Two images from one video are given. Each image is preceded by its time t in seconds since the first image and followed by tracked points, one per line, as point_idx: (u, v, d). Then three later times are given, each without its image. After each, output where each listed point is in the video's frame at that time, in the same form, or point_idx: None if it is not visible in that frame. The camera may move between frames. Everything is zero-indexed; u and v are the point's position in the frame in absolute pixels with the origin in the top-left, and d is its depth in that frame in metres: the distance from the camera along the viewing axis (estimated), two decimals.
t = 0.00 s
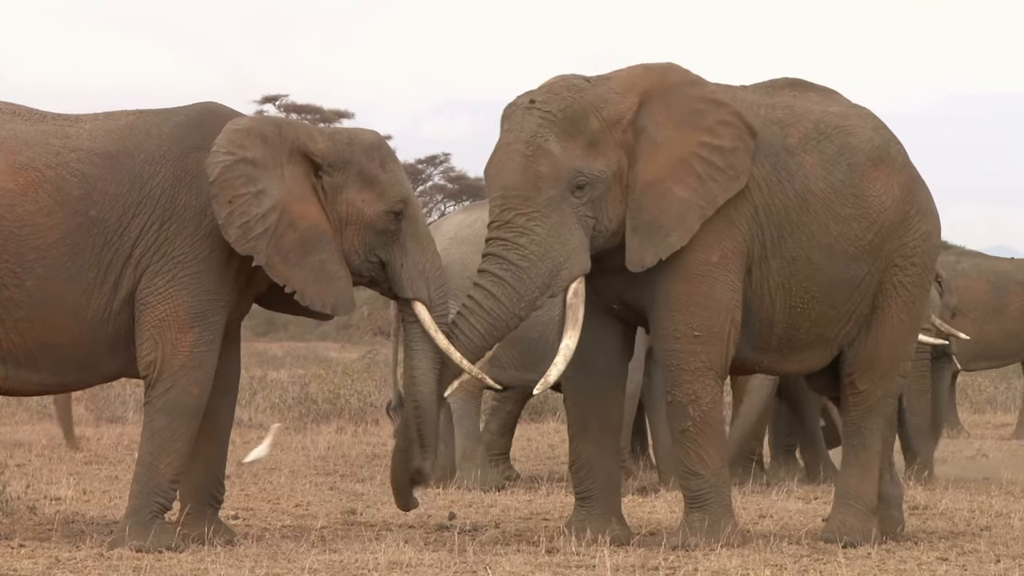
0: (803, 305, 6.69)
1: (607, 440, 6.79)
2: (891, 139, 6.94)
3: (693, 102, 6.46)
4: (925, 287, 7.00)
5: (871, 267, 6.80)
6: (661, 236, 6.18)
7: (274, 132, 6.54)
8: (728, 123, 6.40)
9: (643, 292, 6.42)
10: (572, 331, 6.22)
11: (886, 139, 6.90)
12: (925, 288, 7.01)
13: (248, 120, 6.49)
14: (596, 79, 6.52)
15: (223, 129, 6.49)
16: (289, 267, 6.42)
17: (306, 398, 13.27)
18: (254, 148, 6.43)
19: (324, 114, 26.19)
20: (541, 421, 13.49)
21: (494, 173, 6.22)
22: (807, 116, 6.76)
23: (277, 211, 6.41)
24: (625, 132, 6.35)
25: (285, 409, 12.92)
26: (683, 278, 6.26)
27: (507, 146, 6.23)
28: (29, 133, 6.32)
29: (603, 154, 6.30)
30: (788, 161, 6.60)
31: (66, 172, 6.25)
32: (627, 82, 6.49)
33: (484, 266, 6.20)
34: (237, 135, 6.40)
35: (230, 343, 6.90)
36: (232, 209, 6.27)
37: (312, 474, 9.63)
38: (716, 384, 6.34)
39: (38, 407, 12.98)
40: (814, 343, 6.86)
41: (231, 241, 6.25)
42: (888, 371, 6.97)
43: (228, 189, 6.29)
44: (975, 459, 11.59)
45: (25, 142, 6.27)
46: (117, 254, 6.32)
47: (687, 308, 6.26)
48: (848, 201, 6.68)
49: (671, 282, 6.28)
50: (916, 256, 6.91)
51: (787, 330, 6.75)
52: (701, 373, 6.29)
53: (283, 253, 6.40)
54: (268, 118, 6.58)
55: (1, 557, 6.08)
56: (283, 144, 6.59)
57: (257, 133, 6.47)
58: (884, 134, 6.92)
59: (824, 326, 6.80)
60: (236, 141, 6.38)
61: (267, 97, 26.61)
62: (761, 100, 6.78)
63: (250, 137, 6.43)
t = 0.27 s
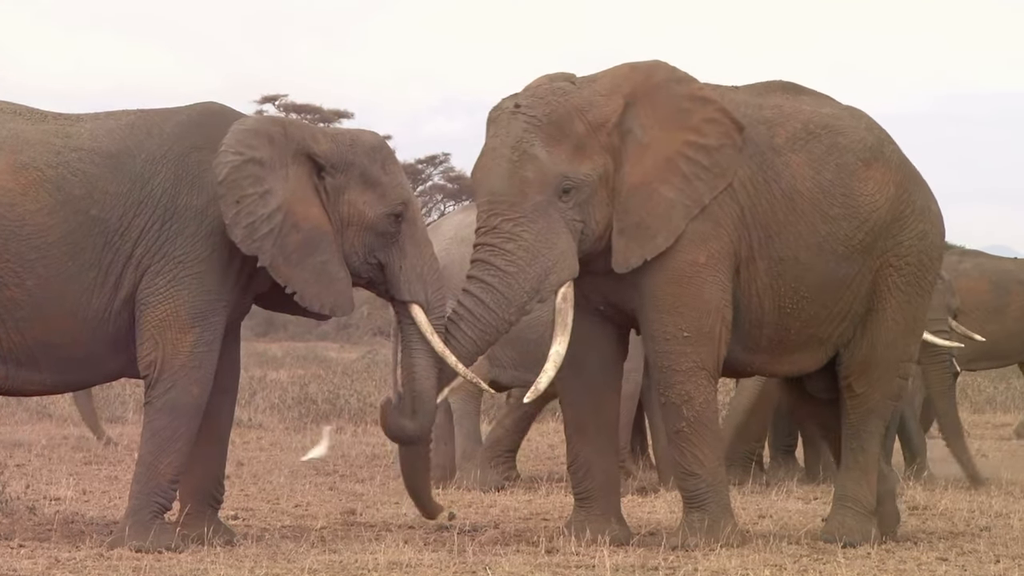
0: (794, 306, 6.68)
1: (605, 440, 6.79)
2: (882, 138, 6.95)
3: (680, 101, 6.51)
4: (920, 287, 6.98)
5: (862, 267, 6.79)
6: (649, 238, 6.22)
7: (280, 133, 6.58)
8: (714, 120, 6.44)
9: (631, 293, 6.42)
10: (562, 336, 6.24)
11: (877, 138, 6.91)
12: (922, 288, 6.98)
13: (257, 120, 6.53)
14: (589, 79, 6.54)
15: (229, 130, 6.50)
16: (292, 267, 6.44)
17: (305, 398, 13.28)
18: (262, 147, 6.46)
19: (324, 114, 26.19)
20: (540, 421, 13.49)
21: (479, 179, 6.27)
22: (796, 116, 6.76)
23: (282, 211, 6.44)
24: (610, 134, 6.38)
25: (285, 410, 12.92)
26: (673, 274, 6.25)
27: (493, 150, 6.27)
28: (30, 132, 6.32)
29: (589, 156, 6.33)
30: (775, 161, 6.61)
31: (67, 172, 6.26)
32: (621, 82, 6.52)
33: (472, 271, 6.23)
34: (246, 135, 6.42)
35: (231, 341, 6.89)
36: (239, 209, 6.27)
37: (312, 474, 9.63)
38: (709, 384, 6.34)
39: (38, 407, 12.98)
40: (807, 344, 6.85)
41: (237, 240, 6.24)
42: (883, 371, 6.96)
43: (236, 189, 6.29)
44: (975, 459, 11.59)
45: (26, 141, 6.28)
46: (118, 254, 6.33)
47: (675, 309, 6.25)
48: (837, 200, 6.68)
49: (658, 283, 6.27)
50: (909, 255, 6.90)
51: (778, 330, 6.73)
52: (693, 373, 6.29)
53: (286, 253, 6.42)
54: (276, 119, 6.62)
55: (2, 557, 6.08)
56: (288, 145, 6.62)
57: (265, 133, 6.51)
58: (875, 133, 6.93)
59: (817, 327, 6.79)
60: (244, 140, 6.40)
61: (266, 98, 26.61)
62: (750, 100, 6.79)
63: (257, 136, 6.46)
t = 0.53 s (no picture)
0: (792, 301, 6.68)
1: (602, 440, 6.79)
2: (877, 134, 6.98)
3: (665, 97, 6.52)
4: (918, 284, 6.98)
5: (859, 260, 6.79)
6: (638, 233, 6.21)
7: (287, 127, 6.57)
8: (700, 117, 6.47)
9: (625, 292, 6.42)
10: (547, 334, 6.26)
11: (872, 134, 6.94)
12: (920, 284, 6.98)
13: (265, 114, 6.52)
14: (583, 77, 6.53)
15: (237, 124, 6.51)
16: (300, 262, 6.42)
17: (304, 397, 13.27)
18: (271, 141, 6.47)
19: (324, 113, 26.19)
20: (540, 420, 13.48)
21: (464, 179, 6.27)
22: (789, 112, 6.80)
23: (291, 205, 6.42)
24: (595, 132, 6.39)
25: (285, 409, 12.91)
26: (665, 276, 6.25)
27: (478, 150, 6.26)
28: (31, 132, 6.31)
29: (574, 154, 6.34)
30: (770, 153, 6.63)
31: (68, 170, 6.25)
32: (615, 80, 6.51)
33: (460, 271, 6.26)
34: (255, 128, 6.44)
35: (231, 339, 6.88)
36: (252, 202, 6.28)
37: (312, 473, 9.62)
38: (706, 381, 6.34)
39: (37, 406, 12.97)
40: (804, 341, 6.85)
41: (249, 232, 6.24)
42: (882, 368, 6.95)
43: (247, 181, 6.30)
44: (975, 458, 11.58)
45: (27, 141, 6.27)
46: (119, 253, 6.33)
47: (670, 307, 6.24)
48: (833, 193, 6.70)
49: (652, 282, 6.26)
50: (906, 251, 6.90)
51: (776, 325, 6.72)
52: (689, 371, 6.29)
53: (293, 248, 6.39)
54: (284, 115, 6.60)
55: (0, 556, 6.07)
56: (294, 140, 6.61)
57: (274, 128, 6.51)
58: (870, 129, 6.96)
59: (814, 322, 6.79)
60: (253, 134, 6.42)
61: (266, 97, 26.60)
62: (744, 98, 6.83)
63: (266, 131, 6.47)
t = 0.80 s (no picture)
0: (789, 304, 6.68)
1: (601, 440, 6.79)
2: (878, 138, 6.98)
3: (656, 99, 6.54)
4: (916, 288, 6.97)
5: (857, 264, 6.79)
6: (624, 236, 6.22)
7: (296, 128, 6.58)
8: (691, 121, 6.50)
9: (622, 293, 6.42)
10: (522, 335, 6.26)
11: (872, 138, 6.94)
12: (919, 287, 6.96)
13: (274, 115, 6.53)
14: (580, 78, 6.53)
15: (248, 124, 6.53)
16: (306, 263, 6.47)
17: (305, 397, 13.28)
18: (282, 143, 6.48)
19: (324, 113, 26.19)
20: (541, 420, 13.48)
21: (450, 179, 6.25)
22: (790, 114, 6.79)
23: (299, 207, 6.46)
24: (583, 133, 6.38)
25: (285, 409, 12.92)
26: (663, 280, 6.25)
27: (464, 148, 6.25)
28: (33, 132, 6.31)
29: (559, 156, 6.33)
30: (769, 158, 6.63)
31: (70, 171, 6.25)
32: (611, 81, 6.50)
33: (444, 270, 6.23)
34: (267, 130, 6.45)
35: (233, 338, 6.88)
36: (262, 204, 6.30)
37: (312, 473, 9.62)
38: (704, 382, 6.34)
39: (38, 407, 12.97)
40: (802, 343, 6.84)
41: (258, 234, 6.28)
42: (880, 370, 6.93)
43: (259, 183, 6.32)
44: (975, 459, 11.58)
45: (29, 141, 6.26)
46: (121, 253, 6.33)
47: (666, 311, 6.25)
48: (831, 197, 6.71)
49: (650, 285, 6.26)
50: (905, 255, 6.90)
51: (773, 328, 6.73)
52: (686, 373, 6.29)
53: (300, 251, 6.44)
54: (291, 117, 6.61)
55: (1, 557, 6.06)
56: (303, 141, 6.63)
57: (283, 129, 6.52)
58: (871, 133, 6.96)
59: (812, 325, 6.79)
60: (265, 136, 6.43)
61: (266, 98, 26.60)
62: (744, 99, 6.81)
63: (277, 132, 6.49)
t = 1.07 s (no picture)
0: (788, 302, 6.68)
1: (600, 440, 6.78)
2: (872, 136, 6.99)
3: (661, 108, 6.46)
4: (914, 286, 6.98)
5: (855, 263, 6.80)
6: (620, 245, 6.21)
7: (301, 125, 6.58)
8: (696, 130, 6.40)
9: (621, 295, 6.42)
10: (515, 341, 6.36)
11: (867, 136, 6.95)
12: (916, 285, 6.98)
13: (280, 112, 6.54)
14: (584, 86, 6.51)
15: (255, 121, 6.51)
16: (313, 257, 6.46)
17: (304, 398, 13.28)
18: (289, 138, 6.48)
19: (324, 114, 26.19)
20: (540, 420, 13.48)
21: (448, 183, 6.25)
22: (785, 114, 6.81)
23: (306, 203, 6.45)
24: (582, 141, 6.37)
25: (284, 409, 12.92)
26: (663, 280, 6.24)
27: (463, 152, 6.23)
28: (33, 132, 6.31)
29: (557, 164, 6.33)
30: (766, 157, 6.63)
31: (71, 171, 6.25)
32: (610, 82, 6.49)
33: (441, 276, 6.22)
34: (276, 125, 6.46)
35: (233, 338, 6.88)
36: (273, 198, 6.31)
37: (312, 473, 9.62)
38: (704, 383, 6.35)
39: (38, 407, 12.98)
40: (801, 342, 6.85)
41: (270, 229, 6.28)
42: (879, 369, 6.95)
43: (271, 177, 6.33)
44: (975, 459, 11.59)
45: (29, 141, 6.26)
46: (122, 253, 6.33)
47: (667, 312, 6.24)
48: (829, 195, 6.71)
49: (651, 286, 6.25)
50: (902, 253, 6.91)
51: (772, 327, 6.73)
52: (687, 374, 6.29)
53: (308, 245, 6.44)
54: (297, 114, 6.61)
55: None
56: (307, 137, 6.61)
57: (290, 125, 6.53)
58: (866, 131, 6.98)
59: (811, 324, 6.79)
60: (274, 130, 6.44)
61: (265, 98, 26.60)
62: (739, 99, 6.83)
63: (285, 127, 6.49)
